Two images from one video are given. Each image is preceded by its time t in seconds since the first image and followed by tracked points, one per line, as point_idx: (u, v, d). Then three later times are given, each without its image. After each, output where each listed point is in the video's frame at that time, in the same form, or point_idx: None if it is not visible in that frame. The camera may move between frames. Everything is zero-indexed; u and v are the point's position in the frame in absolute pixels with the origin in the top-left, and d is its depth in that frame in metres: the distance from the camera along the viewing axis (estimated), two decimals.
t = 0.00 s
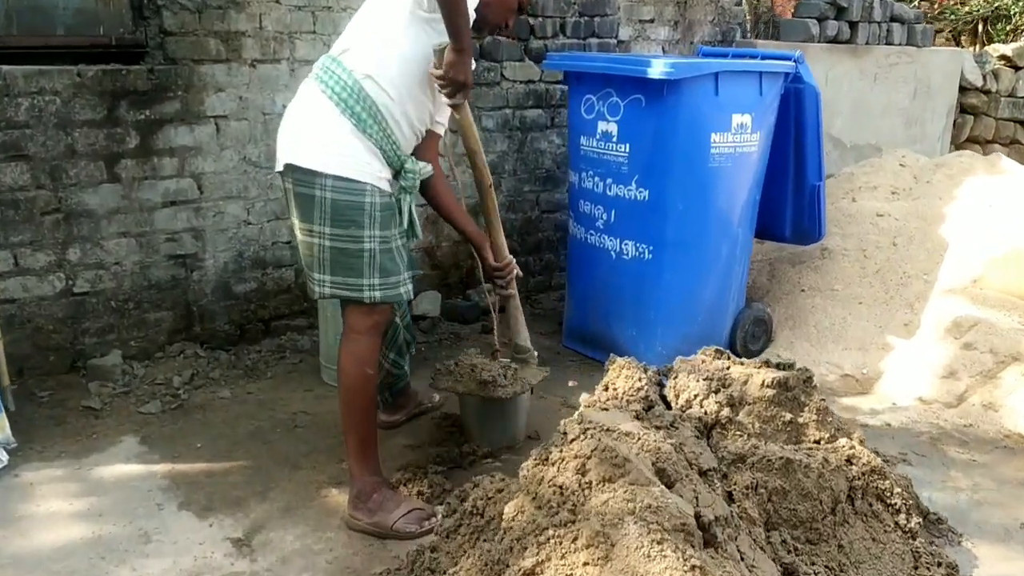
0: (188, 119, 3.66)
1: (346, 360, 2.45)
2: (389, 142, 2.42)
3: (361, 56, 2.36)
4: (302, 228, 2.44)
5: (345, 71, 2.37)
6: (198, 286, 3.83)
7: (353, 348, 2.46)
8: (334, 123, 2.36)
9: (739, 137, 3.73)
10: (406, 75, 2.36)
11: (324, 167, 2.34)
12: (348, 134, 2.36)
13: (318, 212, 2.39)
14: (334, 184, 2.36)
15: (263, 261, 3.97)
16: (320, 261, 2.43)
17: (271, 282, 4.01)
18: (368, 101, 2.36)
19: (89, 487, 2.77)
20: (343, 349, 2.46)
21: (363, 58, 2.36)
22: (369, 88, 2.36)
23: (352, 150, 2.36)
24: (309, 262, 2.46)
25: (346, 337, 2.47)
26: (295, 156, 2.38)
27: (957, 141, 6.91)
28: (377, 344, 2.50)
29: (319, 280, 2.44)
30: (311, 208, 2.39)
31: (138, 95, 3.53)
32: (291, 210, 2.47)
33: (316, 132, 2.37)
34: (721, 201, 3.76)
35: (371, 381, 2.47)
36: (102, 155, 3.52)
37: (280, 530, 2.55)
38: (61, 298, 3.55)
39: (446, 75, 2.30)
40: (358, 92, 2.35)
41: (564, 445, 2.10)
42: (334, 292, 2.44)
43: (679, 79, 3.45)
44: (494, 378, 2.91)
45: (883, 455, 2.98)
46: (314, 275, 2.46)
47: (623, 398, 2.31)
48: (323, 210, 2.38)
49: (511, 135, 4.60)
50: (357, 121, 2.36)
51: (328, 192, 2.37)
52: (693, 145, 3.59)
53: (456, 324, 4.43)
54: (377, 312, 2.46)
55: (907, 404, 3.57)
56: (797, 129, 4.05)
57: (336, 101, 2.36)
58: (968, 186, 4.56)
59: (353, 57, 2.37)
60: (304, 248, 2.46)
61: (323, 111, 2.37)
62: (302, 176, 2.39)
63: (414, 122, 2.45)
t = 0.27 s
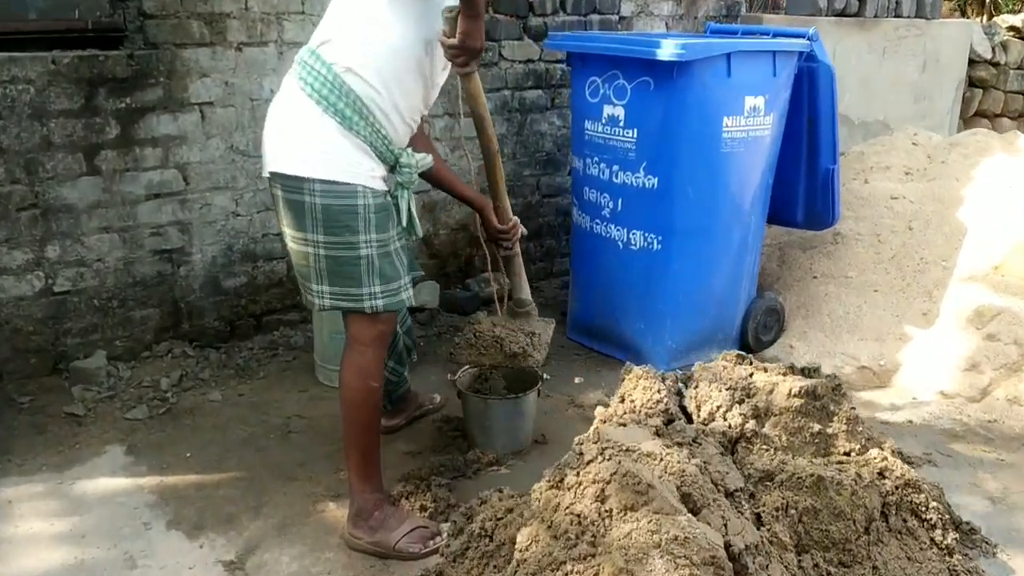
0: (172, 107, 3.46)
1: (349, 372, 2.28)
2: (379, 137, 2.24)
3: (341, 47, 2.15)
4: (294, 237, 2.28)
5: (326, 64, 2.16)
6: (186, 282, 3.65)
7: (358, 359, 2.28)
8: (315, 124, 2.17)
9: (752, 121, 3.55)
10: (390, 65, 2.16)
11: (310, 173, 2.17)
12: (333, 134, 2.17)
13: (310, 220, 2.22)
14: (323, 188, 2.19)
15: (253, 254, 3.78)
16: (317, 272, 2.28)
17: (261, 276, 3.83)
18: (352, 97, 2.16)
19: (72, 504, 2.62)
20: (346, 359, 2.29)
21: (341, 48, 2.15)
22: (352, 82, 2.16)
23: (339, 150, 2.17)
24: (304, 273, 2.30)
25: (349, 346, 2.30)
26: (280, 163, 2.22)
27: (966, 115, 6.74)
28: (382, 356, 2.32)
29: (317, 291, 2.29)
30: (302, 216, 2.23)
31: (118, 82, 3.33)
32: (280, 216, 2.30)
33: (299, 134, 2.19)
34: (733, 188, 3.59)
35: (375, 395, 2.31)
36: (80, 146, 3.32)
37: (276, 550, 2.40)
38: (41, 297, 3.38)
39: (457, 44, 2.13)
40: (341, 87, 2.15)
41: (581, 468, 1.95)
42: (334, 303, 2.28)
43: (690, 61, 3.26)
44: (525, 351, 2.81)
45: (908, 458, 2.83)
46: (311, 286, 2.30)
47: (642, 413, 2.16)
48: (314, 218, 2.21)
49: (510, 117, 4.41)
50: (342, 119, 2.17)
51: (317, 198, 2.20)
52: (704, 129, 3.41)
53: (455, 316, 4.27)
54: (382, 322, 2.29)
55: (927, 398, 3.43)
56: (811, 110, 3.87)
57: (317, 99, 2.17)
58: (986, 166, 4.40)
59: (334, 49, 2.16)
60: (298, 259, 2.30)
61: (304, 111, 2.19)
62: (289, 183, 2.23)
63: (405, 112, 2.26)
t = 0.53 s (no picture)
0: (150, 65, 3.24)
1: (351, 367, 2.06)
2: (354, 117, 1.97)
3: (306, 21, 1.92)
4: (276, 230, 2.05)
5: (289, 40, 1.93)
6: (169, 252, 3.46)
7: (362, 353, 2.06)
8: (281, 108, 1.92)
9: (767, 78, 3.33)
10: (358, 42, 1.91)
11: (280, 161, 1.92)
12: (303, 116, 1.92)
13: (289, 212, 1.98)
14: (297, 178, 1.93)
15: (240, 221, 3.59)
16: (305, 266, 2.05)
17: (249, 244, 3.64)
18: (320, 74, 1.92)
19: (45, 492, 2.46)
20: (348, 352, 2.07)
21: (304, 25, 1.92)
22: (319, 58, 1.91)
23: (310, 135, 1.92)
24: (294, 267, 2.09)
25: (351, 339, 2.07)
26: (248, 154, 1.97)
27: (984, 70, 6.48)
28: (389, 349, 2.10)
29: (312, 286, 2.07)
30: (281, 208, 1.99)
31: (91, 38, 3.11)
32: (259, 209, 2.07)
33: (265, 121, 1.94)
34: (746, 150, 3.38)
35: (380, 391, 2.10)
36: (52, 107, 3.12)
37: (260, 542, 2.25)
38: (16, 269, 3.19)
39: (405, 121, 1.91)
40: (307, 64, 1.91)
41: (588, 463, 1.79)
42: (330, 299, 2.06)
43: (703, 13, 3.03)
44: (542, 305, 2.98)
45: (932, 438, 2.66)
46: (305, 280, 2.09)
47: (653, 399, 1.99)
48: (292, 209, 1.97)
49: (510, 74, 4.18)
50: (312, 99, 1.92)
51: (292, 188, 1.94)
52: (717, 87, 3.19)
53: (453, 284, 4.08)
54: (388, 316, 2.07)
55: (949, 370, 3.27)
56: (828, 64, 3.64)
57: (282, 79, 1.93)
58: (1013, 123, 4.18)
59: (298, 24, 1.93)
60: (288, 252, 2.09)
61: (269, 93, 1.94)
62: (261, 175, 1.97)
63: (382, 88, 1.98)
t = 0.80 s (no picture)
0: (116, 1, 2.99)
1: (295, 340, 1.85)
2: (292, 82, 1.73)
3: None
4: (199, 182, 1.83)
5: None
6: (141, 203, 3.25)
7: (303, 326, 1.84)
8: (212, 54, 1.69)
9: (782, 22, 3.07)
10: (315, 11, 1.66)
11: (207, 111, 1.69)
12: (238, 68, 1.69)
13: (215, 165, 1.76)
14: (223, 130, 1.71)
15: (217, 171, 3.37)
16: (226, 225, 1.83)
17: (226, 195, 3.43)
18: (264, 30, 1.66)
19: None
20: (290, 326, 1.85)
21: None
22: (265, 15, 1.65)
23: (239, 89, 1.69)
24: (210, 225, 1.86)
25: (292, 310, 1.85)
26: (168, 92, 1.75)
27: (1008, 13, 6.16)
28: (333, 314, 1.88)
29: (229, 245, 1.85)
30: (202, 159, 1.78)
31: None
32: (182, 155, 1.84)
33: (190, 62, 1.71)
34: (756, 100, 3.14)
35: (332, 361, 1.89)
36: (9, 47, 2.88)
37: (225, 524, 2.10)
38: None
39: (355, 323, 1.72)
40: (250, 15, 1.65)
41: (574, 454, 1.61)
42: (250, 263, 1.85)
43: None
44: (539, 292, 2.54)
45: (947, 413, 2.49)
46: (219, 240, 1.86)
47: (649, 380, 1.81)
48: (217, 162, 1.75)
49: (508, 14, 3.90)
50: (250, 53, 1.68)
51: (220, 140, 1.73)
52: (727, 32, 2.94)
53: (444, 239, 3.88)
54: (328, 280, 1.84)
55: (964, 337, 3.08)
56: (847, 7, 3.38)
57: (220, 26, 1.67)
58: None
59: None
60: (201, 205, 1.86)
61: (201, 34, 1.69)
62: (186, 122, 1.75)
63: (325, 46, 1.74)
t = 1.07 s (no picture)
0: None
1: (247, 321, 1.71)
2: (239, 43, 1.55)
3: None
4: (142, 149, 1.68)
5: None
6: (104, 164, 3.07)
7: (254, 307, 1.70)
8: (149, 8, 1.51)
9: None
10: None
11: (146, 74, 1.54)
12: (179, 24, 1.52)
13: (156, 130, 1.61)
14: (163, 94, 1.56)
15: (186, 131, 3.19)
16: (171, 196, 1.68)
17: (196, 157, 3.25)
18: None
19: None
20: (241, 307, 1.71)
21: None
22: None
23: (179, 51, 1.53)
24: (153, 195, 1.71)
25: (242, 290, 1.71)
26: (104, 49, 1.59)
27: None
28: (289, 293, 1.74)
29: (176, 217, 1.70)
30: (144, 124, 1.62)
31: None
32: (123, 119, 1.69)
33: (127, 18, 1.54)
34: (755, 64, 2.96)
35: (288, 344, 1.75)
36: None
37: (180, 514, 1.98)
38: None
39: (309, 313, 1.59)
40: None
41: (546, 457, 1.48)
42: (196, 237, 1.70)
43: None
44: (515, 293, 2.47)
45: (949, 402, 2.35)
46: (164, 210, 1.72)
47: (631, 373, 1.68)
48: (158, 129, 1.60)
49: None
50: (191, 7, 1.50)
51: (160, 105, 1.57)
52: None
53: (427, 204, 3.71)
54: (281, 258, 1.69)
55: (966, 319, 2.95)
56: None
57: None
58: None
59: None
60: (143, 173, 1.71)
61: None
62: (125, 85, 1.60)
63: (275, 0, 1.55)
